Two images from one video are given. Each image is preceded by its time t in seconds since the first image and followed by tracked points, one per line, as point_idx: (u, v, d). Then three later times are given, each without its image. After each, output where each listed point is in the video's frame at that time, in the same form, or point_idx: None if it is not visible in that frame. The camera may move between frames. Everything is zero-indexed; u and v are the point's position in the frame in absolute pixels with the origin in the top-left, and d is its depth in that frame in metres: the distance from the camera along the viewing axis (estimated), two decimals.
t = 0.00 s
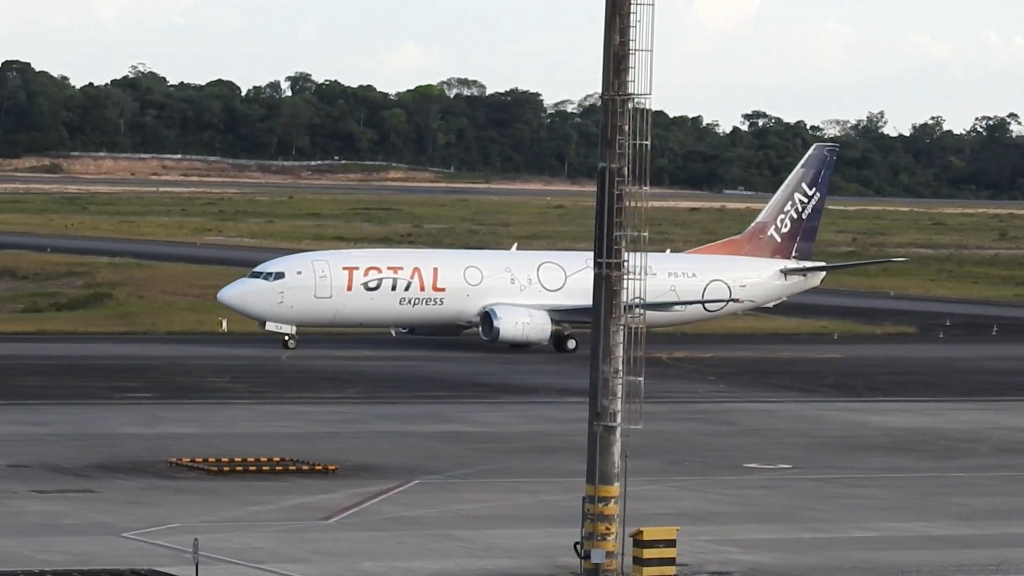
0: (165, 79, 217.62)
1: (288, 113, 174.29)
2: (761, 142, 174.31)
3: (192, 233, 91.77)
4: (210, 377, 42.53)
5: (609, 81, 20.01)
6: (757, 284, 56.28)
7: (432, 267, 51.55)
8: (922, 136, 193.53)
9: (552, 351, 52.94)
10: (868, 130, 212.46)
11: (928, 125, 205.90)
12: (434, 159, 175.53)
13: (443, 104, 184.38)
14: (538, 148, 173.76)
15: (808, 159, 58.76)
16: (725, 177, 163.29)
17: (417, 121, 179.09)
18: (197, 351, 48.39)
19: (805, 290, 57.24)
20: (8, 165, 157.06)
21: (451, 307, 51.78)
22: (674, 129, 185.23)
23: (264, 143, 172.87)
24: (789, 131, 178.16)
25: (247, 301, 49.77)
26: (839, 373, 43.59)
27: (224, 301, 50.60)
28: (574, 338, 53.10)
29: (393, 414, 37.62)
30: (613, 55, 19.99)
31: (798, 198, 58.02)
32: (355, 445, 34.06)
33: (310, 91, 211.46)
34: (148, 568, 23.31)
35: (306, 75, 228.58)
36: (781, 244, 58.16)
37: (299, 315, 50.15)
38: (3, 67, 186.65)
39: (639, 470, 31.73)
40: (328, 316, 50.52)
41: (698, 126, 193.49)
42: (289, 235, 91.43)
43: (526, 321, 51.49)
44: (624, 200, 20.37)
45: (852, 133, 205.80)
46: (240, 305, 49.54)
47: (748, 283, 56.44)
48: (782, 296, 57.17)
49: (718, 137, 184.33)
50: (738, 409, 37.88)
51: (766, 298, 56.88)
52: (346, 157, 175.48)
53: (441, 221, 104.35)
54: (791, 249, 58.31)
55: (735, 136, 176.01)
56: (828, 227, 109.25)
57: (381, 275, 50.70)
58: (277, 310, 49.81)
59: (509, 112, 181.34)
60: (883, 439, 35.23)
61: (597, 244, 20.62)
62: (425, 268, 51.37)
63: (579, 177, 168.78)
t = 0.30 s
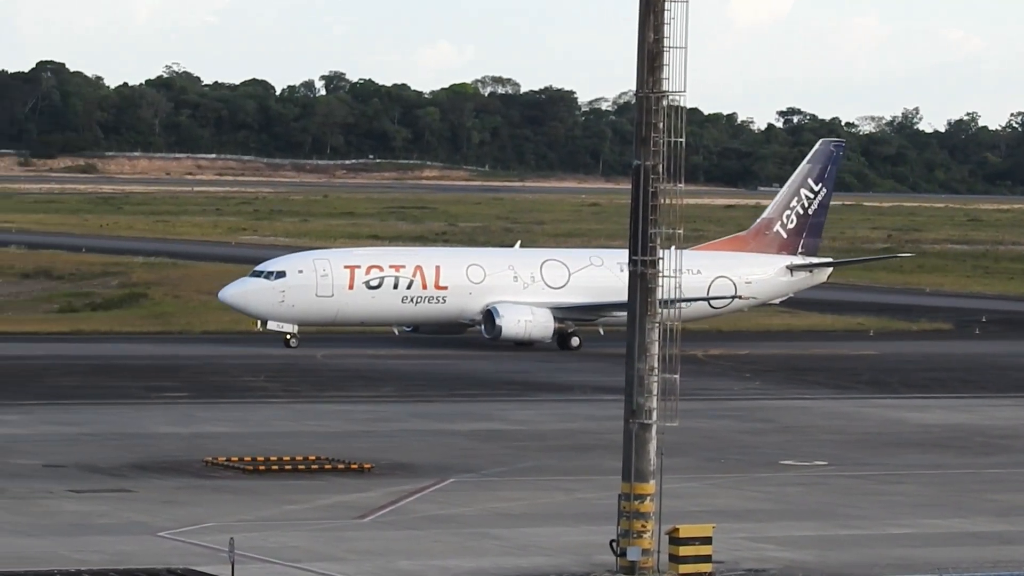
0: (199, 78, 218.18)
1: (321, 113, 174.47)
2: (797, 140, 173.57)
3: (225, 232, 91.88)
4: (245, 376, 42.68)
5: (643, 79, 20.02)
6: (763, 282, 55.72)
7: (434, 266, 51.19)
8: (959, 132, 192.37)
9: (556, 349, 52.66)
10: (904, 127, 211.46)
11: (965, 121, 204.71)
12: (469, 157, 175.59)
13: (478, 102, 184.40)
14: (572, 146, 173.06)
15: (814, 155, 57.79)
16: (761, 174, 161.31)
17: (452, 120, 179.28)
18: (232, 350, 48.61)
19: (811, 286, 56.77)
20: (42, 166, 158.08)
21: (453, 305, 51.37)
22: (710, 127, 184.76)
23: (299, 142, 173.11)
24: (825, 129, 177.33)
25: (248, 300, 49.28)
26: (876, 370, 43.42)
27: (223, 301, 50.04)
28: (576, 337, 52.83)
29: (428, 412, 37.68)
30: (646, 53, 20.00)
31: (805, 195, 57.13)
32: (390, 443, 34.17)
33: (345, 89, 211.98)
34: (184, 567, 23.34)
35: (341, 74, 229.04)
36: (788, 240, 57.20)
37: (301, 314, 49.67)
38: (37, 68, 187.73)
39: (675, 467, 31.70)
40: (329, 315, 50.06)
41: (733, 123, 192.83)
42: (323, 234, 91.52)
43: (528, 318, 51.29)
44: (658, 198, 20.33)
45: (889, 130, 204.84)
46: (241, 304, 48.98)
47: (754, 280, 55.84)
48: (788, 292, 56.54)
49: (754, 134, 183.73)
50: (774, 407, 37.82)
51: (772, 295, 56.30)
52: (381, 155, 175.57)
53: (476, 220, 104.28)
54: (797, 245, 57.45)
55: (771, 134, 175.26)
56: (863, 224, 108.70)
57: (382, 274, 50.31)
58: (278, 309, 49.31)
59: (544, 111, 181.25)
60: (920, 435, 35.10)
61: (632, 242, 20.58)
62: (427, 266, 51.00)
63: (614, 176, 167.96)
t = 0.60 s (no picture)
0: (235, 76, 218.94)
1: (359, 112, 175.44)
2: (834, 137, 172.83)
3: (263, 231, 92.14)
4: (282, 375, 42.86)
5: (681, 76, 20.01)
6: (771, 280, 55.49)
7: (439, 264, 51.08)
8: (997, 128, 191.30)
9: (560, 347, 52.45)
10: (942, 124, 210.56)
11: (1003, 117, 203.62)
12: (506, 156, 175.84)
13: (515, 101, 185.08)
14: (609, 143, 172.73)
15: (822, 151, 57.42)
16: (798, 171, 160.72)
17: (488, 118, 179.88)
18: (270, 349, 48.83)
19: (820, 284, 56.70)
20: (80, 167, 159.08)
21: (458, 303, 51.27)
22: (746, 124, 184.25)
23: (337, 141, 173.06)
24: (862, 125, 176.74)
25: (252, 299, 49.30)
26: (914, 367, 43.32)
27: (227, 299, 50.04)
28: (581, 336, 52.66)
29: (466, 410, 37.78)
30: (684, 50, 19.99)
31: (813, 192, 56.84)
32: (429, 442, 34.26)
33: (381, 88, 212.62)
34: (222, 566, 23.36)
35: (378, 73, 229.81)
36: (796, 236, 56.97)
37: (304, 313, 49.61)
38: (73, 68, 188.94)
39: (712, 465, 31.68)
40: (333, 313, 49.98)
41: (770, 120, 192.23)
42: (361, 232, 91.88)
43: (533, 317, 51.01)
44: (696, 195, 20.30)
45: (927, 126, 203.95)
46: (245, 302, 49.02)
47: (762, 278, 55.60)
48: (796, 290, 56.40)
49: (791, 131, 183.20)
50: (812, 404, 37.75)
51: (780, 293, 56.12)
52: (418, 154, 176.15)
53: (514, 218, 104.35)
54: (805, 242, 57.23)
55: (809, 131, 174.89)
56: (902, 220, 108.20)
57: (387, 272, 50.24)
58: (282, 308, 49.27)
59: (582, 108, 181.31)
60: (958, 432, 34.97)
61: (670, 238, 20.54)
62: (431, 264, 50.90)
63: (652, 173, 169.67)
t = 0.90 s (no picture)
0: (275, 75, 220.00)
1: (398, 109, 176.12)
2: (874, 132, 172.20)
3: (303, 229, 92.63)
4: (322, 373, 43.04)
5: (720, 73, 20.03)
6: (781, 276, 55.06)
7: (445, 260, 50.70)
8: None
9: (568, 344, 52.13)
10: (981, 119, 209.81)
11: None
12: (546, 153, 176.01)
13: (554, 98, 185.19)
14: (649, 140, 173.19)
15: (832, 147, 57.07)
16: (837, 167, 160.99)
17: (527, 115, 180.22)
18: (310, 346, 49.06)
19: (829, 280, 56.41)
20: (119, 165, 160.44)
21: (465, 300, 50.91)
22: (785, 120, 183.93)
23: (376, 138, 173.59)
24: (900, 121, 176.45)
25: (257, 296, 48.98)
26: (954, 362, 43.17)
27: (232, 296, 49.75)
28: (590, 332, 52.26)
29: (505, 408, 37.86)
30: (723, 47, 20.02)
31: (823, 188, 56.53)
32: (469, 438, 34.35)
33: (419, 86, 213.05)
34: (263, 564, 22.23)
35: (417, 70, 230.50)
36: (806, 233, 56.73)
37: (309, 310, 49.29)
38: (111, 67, 189.84)
39: (752, 461, 31.66)
40: (339, 310, 49.60)
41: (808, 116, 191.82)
42: (400, 229, 92.43)
43: (539, 314, 50.63)
44: (736, 191, 20.31)
45: (966, 121, 203.29)
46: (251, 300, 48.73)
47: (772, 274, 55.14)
48: (805, 286, 56.09)
49: (829, 127, 182.87)
50: (852, 400, 37.68)
51: (790, 289, 55.79)
52: (457, 151, 176.55)
53: (553, 215, 104.59)
54: (815, 238, 56.97)
55: (848, 127, 174.53)
56: (942, 216, 108.00)
57: (392, 270, 49.84)
58: (287, 306, 48.99)
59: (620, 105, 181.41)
60: (999, 428, 34.86)
61: (710, 234, 20.53)
62: (437, 261, 50.53)
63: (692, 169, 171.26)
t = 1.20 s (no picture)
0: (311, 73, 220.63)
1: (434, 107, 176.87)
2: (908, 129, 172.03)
3: (340, 226, 93.13)
4: (359, 371, 43.27)
5: (755, 70, 20.03)
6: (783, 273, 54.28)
7: (448, 259, 50.53)
8: None
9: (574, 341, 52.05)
10: (1018, 115, 208.60)
11: None
12: (581, 150, 176.06)
13: (590, 95, 185.31)
14: (684, 137, 172.80)
15: (838, 143, 56.68)
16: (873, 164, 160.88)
17: (563, 113, 180.22)
18: (346, 343, 49.32)
19: (835, 277, 55.34)
20: (155, 164, 161.54)
21: (468, 298, 50.76)
22: (821, 116, 183.50)
23: (411, 136, 174.47)
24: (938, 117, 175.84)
25: (259, 295, 48.89)
26: (991, 359, 43.04)
27: (234, 295, 49.69)
28: (592, 329, 52.07)
29: (542, 405, 37.97)
30: (758, 44, 20.02)
31: (828, 183, 56.08)
32: (506, 436, 34.47)
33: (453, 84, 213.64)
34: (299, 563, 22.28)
35: (452, 68, 231.18)
36: (811, 229, 56.23)
37: (311, 309, 49.19)
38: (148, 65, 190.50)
39: (788, 458, 31.68)
40: (341, 308, 49.47)
41: (844, 113, 191.26)
42: (438, 227, 92.78)
43: (542, 312, 50.49)
44: (771, 189, 20.32)
45: (1003, 118, 202.25)
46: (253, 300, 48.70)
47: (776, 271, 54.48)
48: (811, 284, 55.27)
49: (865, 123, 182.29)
50: (888, 397, 37.64)
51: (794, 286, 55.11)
52: (493, 149, 176.86)
53: (590, 212, 104.56)
54: (821, 234, 56.44)
55: (884, 123, 174.26)
56: (978, 212, 107.60)
57: (395, 267, 49.68)
58: (289, 305, 48.89)
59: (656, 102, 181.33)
60: None
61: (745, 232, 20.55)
62: (440, 259, 50.34)
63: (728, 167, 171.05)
